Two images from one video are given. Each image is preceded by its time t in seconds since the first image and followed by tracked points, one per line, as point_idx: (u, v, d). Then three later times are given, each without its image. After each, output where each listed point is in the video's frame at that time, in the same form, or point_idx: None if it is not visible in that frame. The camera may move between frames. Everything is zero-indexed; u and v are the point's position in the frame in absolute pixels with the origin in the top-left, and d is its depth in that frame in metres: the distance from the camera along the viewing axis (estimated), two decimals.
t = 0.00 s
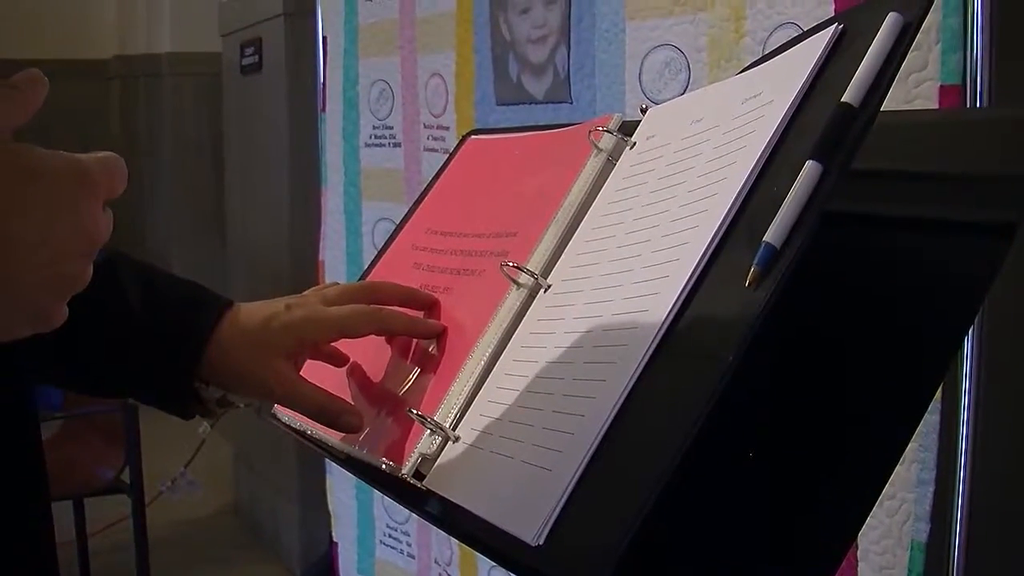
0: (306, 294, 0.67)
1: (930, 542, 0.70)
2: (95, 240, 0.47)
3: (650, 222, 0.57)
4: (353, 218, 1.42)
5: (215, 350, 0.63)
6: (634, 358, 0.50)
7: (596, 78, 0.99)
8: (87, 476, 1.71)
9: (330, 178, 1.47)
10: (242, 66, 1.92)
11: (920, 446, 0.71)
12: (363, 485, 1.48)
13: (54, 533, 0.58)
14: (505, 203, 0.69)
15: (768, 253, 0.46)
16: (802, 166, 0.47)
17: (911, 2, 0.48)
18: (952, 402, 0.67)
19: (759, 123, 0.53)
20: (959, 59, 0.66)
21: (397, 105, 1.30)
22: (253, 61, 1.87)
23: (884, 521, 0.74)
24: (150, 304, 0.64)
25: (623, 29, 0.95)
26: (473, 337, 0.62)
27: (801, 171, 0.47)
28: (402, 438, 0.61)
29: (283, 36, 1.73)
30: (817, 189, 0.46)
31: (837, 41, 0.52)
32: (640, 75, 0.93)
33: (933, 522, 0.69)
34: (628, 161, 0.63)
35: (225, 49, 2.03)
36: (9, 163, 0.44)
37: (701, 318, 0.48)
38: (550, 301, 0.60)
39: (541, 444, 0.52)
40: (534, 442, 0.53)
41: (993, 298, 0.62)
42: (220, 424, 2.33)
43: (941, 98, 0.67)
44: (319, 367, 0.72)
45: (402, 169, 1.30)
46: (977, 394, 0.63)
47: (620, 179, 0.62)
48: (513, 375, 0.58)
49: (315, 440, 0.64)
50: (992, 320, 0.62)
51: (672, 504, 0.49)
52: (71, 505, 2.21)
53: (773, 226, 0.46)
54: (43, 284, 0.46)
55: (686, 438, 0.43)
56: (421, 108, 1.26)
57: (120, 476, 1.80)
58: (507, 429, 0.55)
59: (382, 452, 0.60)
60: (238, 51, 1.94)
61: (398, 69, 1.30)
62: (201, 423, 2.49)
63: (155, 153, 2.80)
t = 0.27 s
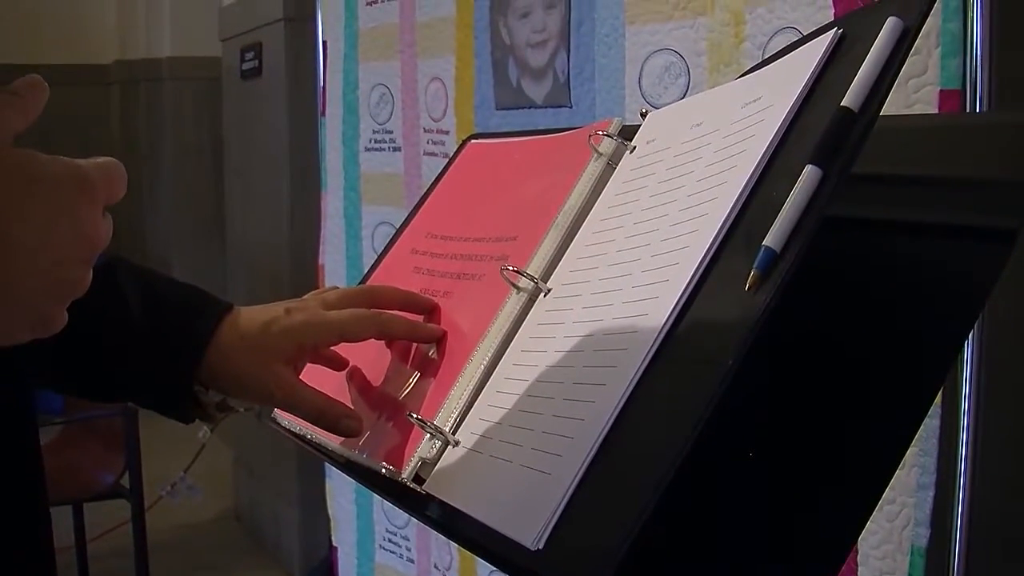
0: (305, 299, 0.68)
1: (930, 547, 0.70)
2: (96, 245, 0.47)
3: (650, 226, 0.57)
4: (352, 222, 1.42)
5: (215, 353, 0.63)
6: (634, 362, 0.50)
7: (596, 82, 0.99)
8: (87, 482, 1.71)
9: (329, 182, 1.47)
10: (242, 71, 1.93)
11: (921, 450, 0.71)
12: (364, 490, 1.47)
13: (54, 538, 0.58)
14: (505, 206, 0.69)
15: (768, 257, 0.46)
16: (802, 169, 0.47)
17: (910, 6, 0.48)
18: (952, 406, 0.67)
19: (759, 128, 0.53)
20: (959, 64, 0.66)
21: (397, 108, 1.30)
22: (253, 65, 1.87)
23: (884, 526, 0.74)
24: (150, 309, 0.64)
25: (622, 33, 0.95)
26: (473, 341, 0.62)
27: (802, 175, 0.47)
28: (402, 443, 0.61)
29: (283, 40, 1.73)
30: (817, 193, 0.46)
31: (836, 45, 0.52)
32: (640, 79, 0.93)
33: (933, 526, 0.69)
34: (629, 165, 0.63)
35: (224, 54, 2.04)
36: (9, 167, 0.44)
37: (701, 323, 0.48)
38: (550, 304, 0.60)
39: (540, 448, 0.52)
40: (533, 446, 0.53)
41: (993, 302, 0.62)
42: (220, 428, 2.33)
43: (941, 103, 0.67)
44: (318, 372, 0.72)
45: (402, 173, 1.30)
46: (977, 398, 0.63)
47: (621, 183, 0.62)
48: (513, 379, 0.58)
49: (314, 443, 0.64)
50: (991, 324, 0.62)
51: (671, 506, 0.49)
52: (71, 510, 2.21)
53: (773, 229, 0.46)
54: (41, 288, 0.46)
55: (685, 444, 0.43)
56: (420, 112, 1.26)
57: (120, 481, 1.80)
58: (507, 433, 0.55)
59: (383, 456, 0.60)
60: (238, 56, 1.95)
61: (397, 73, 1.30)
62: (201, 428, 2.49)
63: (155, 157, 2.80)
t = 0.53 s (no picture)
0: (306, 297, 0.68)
1: (930, 546, 0.70)
2: (96, 245, 0.47)
3: (650, 226, 0.57)
4: (352, 222, 1.42)
5: (215, 351, 0.63)
6: (634, 362, 0.50)
7: (596, 82, 0.99)
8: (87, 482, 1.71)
9: (329, 182, 1.47)
10: (242, 71, 1.93)
11: (921, 450, 0.71)
12: (364, 489, 1.47)
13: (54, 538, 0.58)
14: (505, 206, 0.69)
15: (768, 256, 0.46)
16: (803, 169, 0.47)
17: (910, 6, 0.48)
18: (952, 406, 0.67)
19: (759, 128, 0.53)
20: (959, 63, 0.66)
21: (397, 109, 1.30)
22: (253, 66, 1.87)
23: (884, 526, 0.74)
24: (149, 309, 0.64)
25: (622, 33, 0.95)
26: (473, 341, 0.62)
27: (802, 174, 0.47)
28: (400, 443, 0.61)
29: (283, 41, 1.73)
30: (819, 192, 0.46)
31: (836, 45, 0.52)
32: (640, 79, 0.93)
33: (933, 526, 0.69)
34: (629, 165, 0.63)
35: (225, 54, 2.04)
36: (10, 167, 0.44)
37: (701, 323, 0.48)
38: (550, 304, 0.60)
39: (540, 448, 0.52)
40: (533, 446, 0.53)
41: (993, 302, 0.62)
42: (221, 429, 2.33)
43: (941, 102, 0.67)
44: (319, 367, 0.72)
45: (402, 173, 1.30)
46: (977, 398, 0.63)
47: (621, 182, 0.62)
48: (512, 378, 0.58)
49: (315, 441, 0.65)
50: (991, 324, 0.62)
51: (668, 506, 0.49)
52: (71, 510, 2.21)
53: (775, 229, 0.46)
54: (41, 288, 0.46)
55: (685, 444, 0.43)
56: (420, 112, 1.26)
57: (120, 481, 1.80)
58: (507, 433, 0.55)
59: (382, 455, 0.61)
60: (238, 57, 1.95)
61: (397, 73, 1.30)
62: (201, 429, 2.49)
63: (155, 158, 2.80)
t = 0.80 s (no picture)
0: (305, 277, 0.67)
1: (930, 546, 0.70)
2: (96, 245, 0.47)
3: (652, 227, 0.57)
4: (352, 221, 1.42)
5: (216, 336, 0.63)
6: (636, 362, 0.50)
7: (596, 82, 0.99)
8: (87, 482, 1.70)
9: (329, 182, 1.47)
10: (242, 70, 1.92)
11: (921, 450, 0.71)
12: (364, 490, 1.47)
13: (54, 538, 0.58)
14: (505, 206, 0.69)
15: (773, 258, 0.46)
16: (805, 172, 0.47)
17: (912, 7, 0.48)
18: (952, 406, 0.67)
19: (761, 128, 0.53)
20: (959, 63, 0.66)
21: (397, 109, 1.30)
22: (253, 65, 1.87)
23: (884, 525, 0.74)
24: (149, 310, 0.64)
25: (622, 32, 0.95)
26: (473, 340, 0.62)
27: (804, 177, 0.47)
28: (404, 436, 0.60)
29: (283, 40, 1.73)
30: (821, 195, 0.46)
31: (838, 46, 0.52)
32: (640, 79, 0.93)
33: (933, 526, 0.69)
34: (629, 165, 0.63)
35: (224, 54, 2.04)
36: (11, 169, 0.44)
37: (702, 323, 0.48)
38: (551, 304, 0.60)
39: (541, 449, 0.52)
40: (533, 447, 0.53)
41: (992, 302, 0.62)
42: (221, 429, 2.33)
43: (941, 102, 0.67)
44: (335, 347, 0.73)
45: (402, 173, 1.30)
46: (977, 398, 0.63)
47: (621, 183, 0.62)
48: (513, 378, 0.58)
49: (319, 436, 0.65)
50: (992, 324, 0.62)
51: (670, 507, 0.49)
52: (70, 510, 2.21)
53: (778, 232, 0.45)
54: (42, 289, 0.46)
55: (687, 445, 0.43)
56: (420, 112, 1.26)
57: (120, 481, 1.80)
58: (507, 434, 0.55)
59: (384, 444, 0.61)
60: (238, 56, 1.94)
61: (397, 73, 1.30)
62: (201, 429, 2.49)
63: (154, 158, 2.80)
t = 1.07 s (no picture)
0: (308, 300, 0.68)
1: (930, 547, 0.70)
2: (95, 244, 0.48)
3: (652, 227, 0.57)
4: (352, 222, 1.42)
5: (217, 352, 0.63)
6: (636, 362, 0.51)
7: (596, 82, 0.99)
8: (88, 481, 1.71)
9: (329, 182, 1.47)
10: (242, 70, 1.92)
11: (921, 450, 0.71)
12: (364, 490, 1.47)
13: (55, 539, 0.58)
14: (505, 206, 0.69)
15: (773, 258, 0.45)
16: (806, 170, 0.47)
17: (911, 7, 0.48)
18: (953, 406, 0.67)
19: (761, 128, 0.53)
20: (959, 63, 0.66)
21: (397, 109, 1.30)
22: (253, 65, 1.87)
23: (884, 525, 0.74)
24: (149, 311, 0.64)
25: (622, 32, 0.95)
26: (474, 340, 0.62)
27: (805, 176, 0.47)
28: (399, 447, 0.60)
29: (283, 40, 1.73)
30: (822, 194, 0.46)
31: (838, 46, 0.52)
32: (640, 79, 0.93)
33: (933, 527, 0.69)
34: (629, 165, 0.63)
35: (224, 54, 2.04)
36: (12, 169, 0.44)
37: (702, 323, 0.48)
38: (551, 304, 0.60)
39: (541, 449, 0.52)
40: (533, 447, 0.53)
41: (992, 302, 0.62)
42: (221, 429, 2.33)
43: (941, 102, 0.67)
44: (323, 368, 0.72)
45: (402, 173, 1.30)
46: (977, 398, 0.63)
47: (621, 182, 0.62)
48: (513, 378, 0.58)
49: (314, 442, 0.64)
50: (992, 324, 0.62)
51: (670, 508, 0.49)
52: (71, 510, 2.21)
53: (778, 232, 0.45)
54: (42, 289, 0.46)
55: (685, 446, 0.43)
56: (420, 112, 1.26)
57: (120, 481, 1.79)
58: (507, 434, 0.55)
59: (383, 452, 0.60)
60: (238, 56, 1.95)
61: (397, 73, 1.30)
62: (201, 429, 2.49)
63: (154, 158, 2.80)
